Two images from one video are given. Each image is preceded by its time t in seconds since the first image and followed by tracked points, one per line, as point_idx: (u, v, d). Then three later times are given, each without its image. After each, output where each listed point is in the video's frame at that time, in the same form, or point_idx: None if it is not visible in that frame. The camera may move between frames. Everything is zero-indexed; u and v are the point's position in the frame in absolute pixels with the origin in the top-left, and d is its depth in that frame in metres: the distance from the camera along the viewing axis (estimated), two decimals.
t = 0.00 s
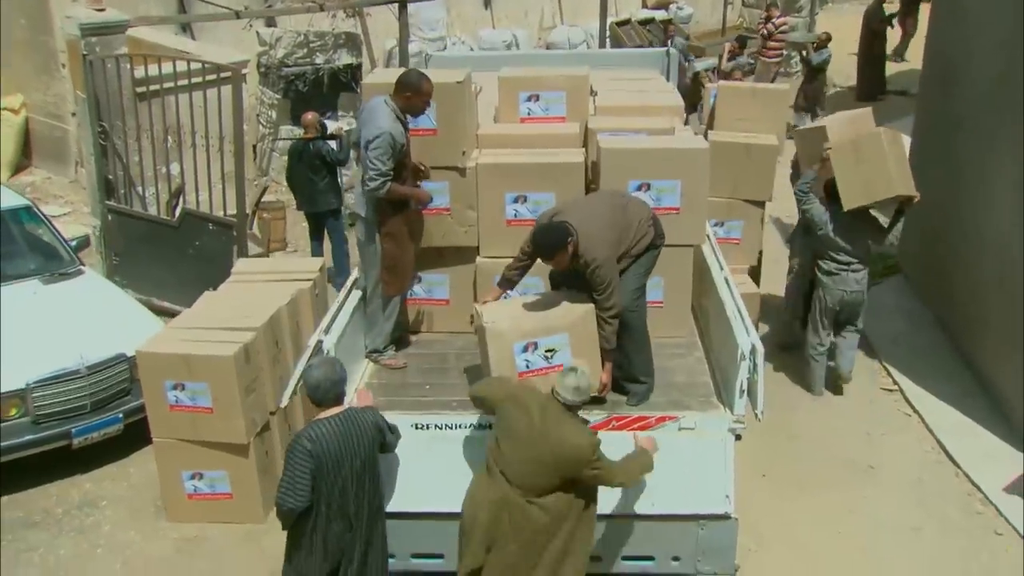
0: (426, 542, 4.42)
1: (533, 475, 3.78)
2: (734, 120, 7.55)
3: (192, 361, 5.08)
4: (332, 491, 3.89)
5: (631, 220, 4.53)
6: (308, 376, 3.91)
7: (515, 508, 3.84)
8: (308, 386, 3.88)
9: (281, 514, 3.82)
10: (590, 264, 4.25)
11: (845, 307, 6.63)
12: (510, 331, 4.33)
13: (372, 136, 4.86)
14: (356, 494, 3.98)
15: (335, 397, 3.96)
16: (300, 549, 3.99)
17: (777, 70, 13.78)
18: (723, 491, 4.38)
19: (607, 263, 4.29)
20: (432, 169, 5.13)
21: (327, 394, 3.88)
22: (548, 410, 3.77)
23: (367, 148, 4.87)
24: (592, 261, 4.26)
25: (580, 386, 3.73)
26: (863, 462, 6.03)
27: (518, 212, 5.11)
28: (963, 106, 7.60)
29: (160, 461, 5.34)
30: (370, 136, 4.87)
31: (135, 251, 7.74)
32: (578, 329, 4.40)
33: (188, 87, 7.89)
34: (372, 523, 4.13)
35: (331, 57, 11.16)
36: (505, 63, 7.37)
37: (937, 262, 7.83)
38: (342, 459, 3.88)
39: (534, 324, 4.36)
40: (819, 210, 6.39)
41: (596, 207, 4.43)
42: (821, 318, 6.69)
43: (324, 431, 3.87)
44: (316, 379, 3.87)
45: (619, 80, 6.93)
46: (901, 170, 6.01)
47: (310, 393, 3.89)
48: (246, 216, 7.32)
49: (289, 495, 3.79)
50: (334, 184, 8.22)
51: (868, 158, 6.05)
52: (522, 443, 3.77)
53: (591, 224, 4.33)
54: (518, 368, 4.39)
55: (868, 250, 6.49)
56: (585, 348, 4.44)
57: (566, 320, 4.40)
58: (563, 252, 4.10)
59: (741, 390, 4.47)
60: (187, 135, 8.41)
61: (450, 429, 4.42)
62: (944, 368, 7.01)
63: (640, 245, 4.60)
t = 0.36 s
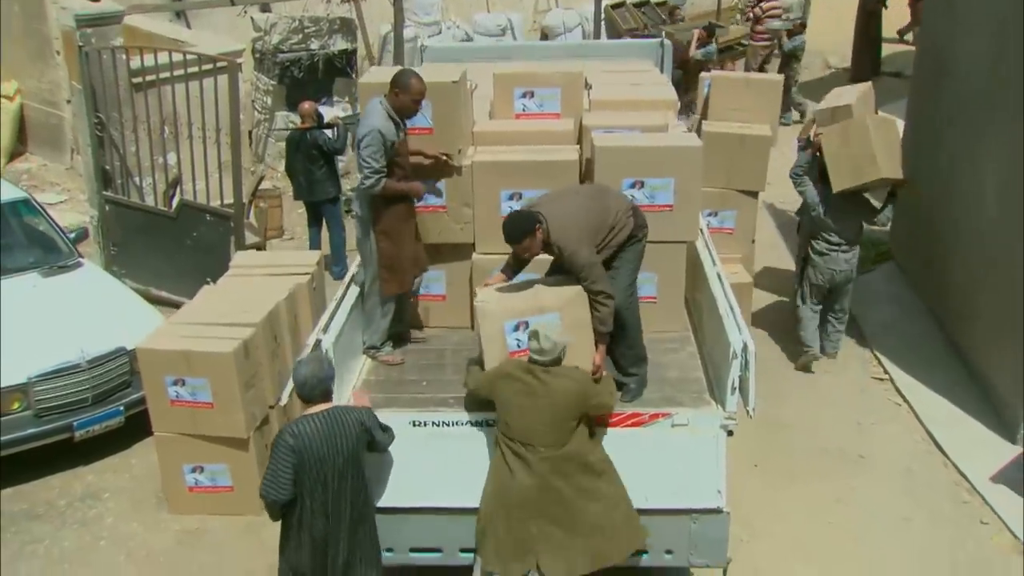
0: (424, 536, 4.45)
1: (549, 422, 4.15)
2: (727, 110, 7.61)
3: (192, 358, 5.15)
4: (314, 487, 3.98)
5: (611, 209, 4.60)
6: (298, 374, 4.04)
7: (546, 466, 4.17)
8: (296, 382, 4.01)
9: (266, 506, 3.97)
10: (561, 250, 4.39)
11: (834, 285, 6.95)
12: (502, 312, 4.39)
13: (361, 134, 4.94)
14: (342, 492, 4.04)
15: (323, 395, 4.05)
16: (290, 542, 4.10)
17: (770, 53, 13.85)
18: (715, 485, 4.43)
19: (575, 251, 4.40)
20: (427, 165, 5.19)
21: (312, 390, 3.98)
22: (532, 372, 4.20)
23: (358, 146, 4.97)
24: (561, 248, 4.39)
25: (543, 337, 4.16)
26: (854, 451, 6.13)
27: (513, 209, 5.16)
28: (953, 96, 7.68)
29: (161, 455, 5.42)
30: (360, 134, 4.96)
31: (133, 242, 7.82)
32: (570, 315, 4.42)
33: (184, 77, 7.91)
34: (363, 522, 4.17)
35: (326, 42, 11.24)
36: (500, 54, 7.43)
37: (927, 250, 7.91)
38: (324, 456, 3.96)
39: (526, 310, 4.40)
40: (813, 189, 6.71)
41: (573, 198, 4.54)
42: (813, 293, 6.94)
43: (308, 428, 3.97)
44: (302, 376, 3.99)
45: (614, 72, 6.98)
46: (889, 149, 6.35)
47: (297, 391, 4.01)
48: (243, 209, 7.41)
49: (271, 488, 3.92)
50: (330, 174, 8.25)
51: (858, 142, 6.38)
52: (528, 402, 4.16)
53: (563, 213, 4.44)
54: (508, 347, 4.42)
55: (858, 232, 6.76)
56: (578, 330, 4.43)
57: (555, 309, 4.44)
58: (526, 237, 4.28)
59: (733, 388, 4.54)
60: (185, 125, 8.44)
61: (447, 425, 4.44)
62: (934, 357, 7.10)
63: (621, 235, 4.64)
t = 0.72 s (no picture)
0: (426, 531, 4.51)
1: (556, 414, 4.17)
2: (726, 104, 7.67)
3: (197, 355, 5.25)
4: (289, 488, 4.03)
5: (614, 224, 4.65)
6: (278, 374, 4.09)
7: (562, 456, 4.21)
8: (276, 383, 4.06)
9: (241, 502, 4.05)
10: (574, 266, 4.37)
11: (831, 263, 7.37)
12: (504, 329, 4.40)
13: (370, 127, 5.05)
14: (318, 494, 4.06)
15: (300, 396, 4.09)
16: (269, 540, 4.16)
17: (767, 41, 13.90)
18: (713, 482, 4.49)
19: (593, 264, 4.39)
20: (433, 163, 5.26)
21: (288, 392, 4.03)
22: (533, 368, 4.17)
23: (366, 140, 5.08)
24: (577, 263, 4.38)
25: (536, 328, 4.13)
26: (849, 444, 6.23)
27: (514, 208, 5.22)
28: (951, 90, 7.73)
29: (167, 452, 5.50)
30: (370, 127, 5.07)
31: (136, 236, 7.88)
32: (575, 331, 4.38)
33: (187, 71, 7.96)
34: (345, 523, 4.20)
35: (326, 32, 11.35)
36: (500, 49, 7.48)
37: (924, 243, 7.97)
38: (298, 458, 4.00)
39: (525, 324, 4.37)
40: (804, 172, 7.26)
41: (579, 211, 4.54)
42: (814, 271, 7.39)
43: (282, 429, 4.02)
44: (280, 377, 4.04)
45: (614, 67, 7.03)
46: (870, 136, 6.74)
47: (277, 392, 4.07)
48: (244, 202, 7.35)
49: (244, 485, 4.00)
50: (330, 167, 8.28)
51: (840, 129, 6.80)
52: (533, 396, 4.15)
53: (575, 227, 4.43)
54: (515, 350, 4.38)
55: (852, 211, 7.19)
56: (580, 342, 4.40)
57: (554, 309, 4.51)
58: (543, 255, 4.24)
59: (731, 387, 4.60)
60: (187, 118, 8.49)
61: (449, 423, 4.47)
62: (930, 349, 7.18)
63: (625, 244, 4.73)
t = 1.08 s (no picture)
0: (430, 532, 4.57)
1: (576, 450, 4.11)
2: (727, 102, 7.72)
3: (206, 355, 5.32)
4: (275, 488, 4.08)
5: (615, 227, 4.74)
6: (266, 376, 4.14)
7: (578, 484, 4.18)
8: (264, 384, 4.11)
9: (229, 500, 4.11)
10: (578, 269, 4.49)
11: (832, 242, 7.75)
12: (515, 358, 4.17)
13: (393, 127, 5.04)
14: (304, 495, 4.11)
15: (288, 397, 4.13)
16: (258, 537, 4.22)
17: (767, 35, 13.95)
18: (714, 484, 4.59)
19: (598, 266, 4.52)
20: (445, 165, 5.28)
21: (275, 393, 4.07)
22: (554, 410, 4.04)
23: (389, 139, 5.07)
24: (583, 266, 4.49)
25: (562, 374, 3.96)
26: (847, 442, 6.30)
27: (517, 211, 5.29)
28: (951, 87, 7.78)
29: (175, 450, 5.59)
30: (392, 126, 5.06)
31: (143, 232, 7.94)
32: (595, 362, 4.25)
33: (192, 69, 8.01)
34: (332, 522, 4.25)
35: (329, 27, 11.24)
36: (502, 48, 7.54)
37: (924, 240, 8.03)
38: (285, 460, 4.04)
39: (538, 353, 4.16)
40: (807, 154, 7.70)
41: (578, 217, 4.63)
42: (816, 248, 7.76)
43: (269, 430, 4.06)
44: (267, 379, 4.09)
45: (615, 66, 7.08)
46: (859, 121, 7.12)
47: (264, 393, 4.11)
48: (249, 199, 7.43)
49: (232, 484, 4.06)
50: (335, 164, 8.34)
51: (830, 114, 7.27)
52: (553, 435, 4.07)
53: (579, 233, 4.53)
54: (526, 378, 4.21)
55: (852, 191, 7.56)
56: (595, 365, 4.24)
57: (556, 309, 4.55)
58: (552, 258, 4.35)
59: (731, 390, 4.68)
60: (192, 115, 8.55)
61: (454, 425, 4.53)
62: (929, 347, 7.25)
63: (626, 249, 4.82)
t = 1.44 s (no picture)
0: (435, 534, 4.60)
1: (603, 506, 3.96)
2: (728, 104, 7.77)
3: (214, 360, 5.39)
4: (273, 488, 4.11)
5: (619, 219, 4.89)
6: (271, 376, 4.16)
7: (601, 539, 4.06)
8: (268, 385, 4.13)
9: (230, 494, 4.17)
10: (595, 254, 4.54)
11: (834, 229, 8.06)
12: (555, 406, 4.00)
13: (404, 137, 5.14)
14: (299, 495, 4.14)
15: (290, 398, 4.14)
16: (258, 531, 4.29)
17: (768, 31, 13.94)
18: (715, 488, 4.61)
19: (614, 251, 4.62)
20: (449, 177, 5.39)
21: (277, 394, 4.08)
22: (594, 467, 3.85)
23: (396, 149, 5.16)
24: (601, 250, 4.57)
25: (602, 433, 3.77)
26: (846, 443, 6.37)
27: (520, 216, 5.35)
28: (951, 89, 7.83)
29: (182, 453, 5.66)
30: (402, 136, 5.16)
31: (148, 233, 8.00)
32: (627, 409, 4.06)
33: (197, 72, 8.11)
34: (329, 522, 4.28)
35: (332, 26, 11.34)
36: (504, 51, 7.57)
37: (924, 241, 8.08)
38: (282, 460, 4.06)
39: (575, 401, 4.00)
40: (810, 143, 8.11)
41: (587, 211, 4.77)
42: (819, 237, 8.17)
43: (269, 430, 4.08)
44: (270, 379, 4.11)
45: (617, 70, 7.12)
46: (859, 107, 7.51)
47: (267, 393, 4.13)
48: (254, 201, 7.48)
49: (232, 479, 4.11)
50: (338, 165, 8.41)
51: (832, 102, 7.67)
52: (583, 491, 3.90)
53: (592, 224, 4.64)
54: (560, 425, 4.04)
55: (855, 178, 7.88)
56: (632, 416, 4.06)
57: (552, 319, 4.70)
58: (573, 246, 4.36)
59: (732, 395, 4.74)
60: (196, 116, 8.61)
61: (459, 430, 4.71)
62: (928, 348, 7.31)
63: (627, 243, 4.91)
